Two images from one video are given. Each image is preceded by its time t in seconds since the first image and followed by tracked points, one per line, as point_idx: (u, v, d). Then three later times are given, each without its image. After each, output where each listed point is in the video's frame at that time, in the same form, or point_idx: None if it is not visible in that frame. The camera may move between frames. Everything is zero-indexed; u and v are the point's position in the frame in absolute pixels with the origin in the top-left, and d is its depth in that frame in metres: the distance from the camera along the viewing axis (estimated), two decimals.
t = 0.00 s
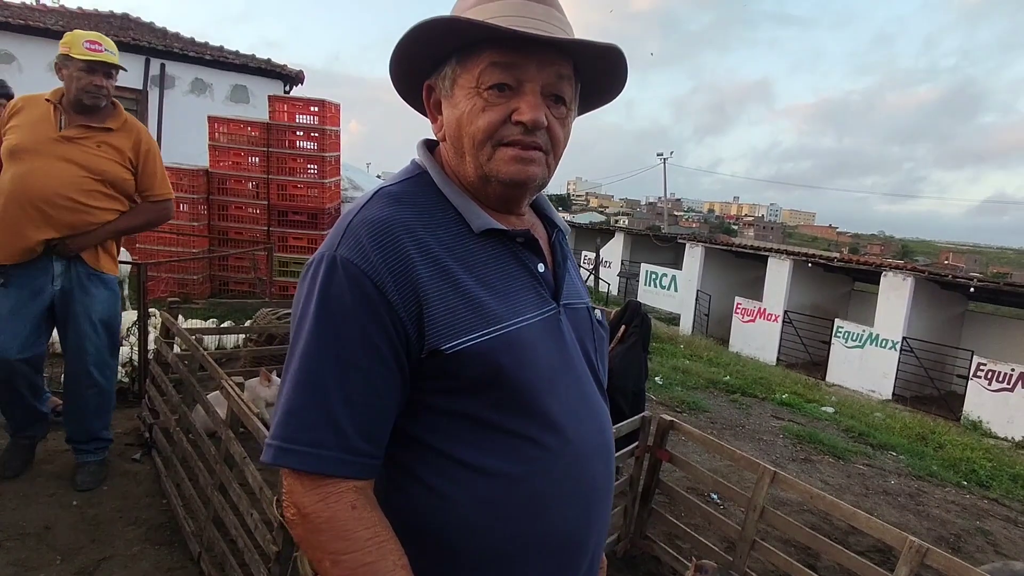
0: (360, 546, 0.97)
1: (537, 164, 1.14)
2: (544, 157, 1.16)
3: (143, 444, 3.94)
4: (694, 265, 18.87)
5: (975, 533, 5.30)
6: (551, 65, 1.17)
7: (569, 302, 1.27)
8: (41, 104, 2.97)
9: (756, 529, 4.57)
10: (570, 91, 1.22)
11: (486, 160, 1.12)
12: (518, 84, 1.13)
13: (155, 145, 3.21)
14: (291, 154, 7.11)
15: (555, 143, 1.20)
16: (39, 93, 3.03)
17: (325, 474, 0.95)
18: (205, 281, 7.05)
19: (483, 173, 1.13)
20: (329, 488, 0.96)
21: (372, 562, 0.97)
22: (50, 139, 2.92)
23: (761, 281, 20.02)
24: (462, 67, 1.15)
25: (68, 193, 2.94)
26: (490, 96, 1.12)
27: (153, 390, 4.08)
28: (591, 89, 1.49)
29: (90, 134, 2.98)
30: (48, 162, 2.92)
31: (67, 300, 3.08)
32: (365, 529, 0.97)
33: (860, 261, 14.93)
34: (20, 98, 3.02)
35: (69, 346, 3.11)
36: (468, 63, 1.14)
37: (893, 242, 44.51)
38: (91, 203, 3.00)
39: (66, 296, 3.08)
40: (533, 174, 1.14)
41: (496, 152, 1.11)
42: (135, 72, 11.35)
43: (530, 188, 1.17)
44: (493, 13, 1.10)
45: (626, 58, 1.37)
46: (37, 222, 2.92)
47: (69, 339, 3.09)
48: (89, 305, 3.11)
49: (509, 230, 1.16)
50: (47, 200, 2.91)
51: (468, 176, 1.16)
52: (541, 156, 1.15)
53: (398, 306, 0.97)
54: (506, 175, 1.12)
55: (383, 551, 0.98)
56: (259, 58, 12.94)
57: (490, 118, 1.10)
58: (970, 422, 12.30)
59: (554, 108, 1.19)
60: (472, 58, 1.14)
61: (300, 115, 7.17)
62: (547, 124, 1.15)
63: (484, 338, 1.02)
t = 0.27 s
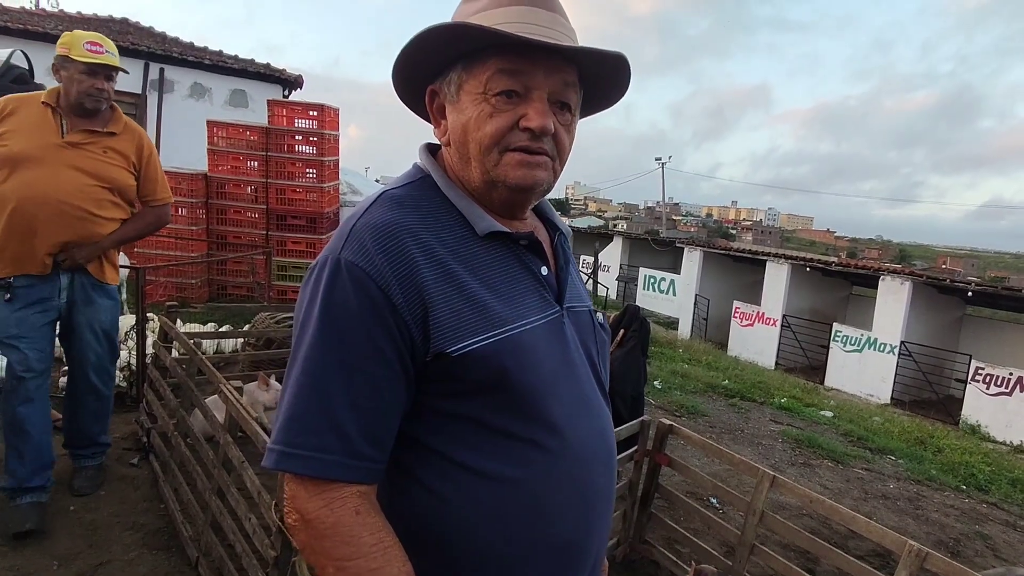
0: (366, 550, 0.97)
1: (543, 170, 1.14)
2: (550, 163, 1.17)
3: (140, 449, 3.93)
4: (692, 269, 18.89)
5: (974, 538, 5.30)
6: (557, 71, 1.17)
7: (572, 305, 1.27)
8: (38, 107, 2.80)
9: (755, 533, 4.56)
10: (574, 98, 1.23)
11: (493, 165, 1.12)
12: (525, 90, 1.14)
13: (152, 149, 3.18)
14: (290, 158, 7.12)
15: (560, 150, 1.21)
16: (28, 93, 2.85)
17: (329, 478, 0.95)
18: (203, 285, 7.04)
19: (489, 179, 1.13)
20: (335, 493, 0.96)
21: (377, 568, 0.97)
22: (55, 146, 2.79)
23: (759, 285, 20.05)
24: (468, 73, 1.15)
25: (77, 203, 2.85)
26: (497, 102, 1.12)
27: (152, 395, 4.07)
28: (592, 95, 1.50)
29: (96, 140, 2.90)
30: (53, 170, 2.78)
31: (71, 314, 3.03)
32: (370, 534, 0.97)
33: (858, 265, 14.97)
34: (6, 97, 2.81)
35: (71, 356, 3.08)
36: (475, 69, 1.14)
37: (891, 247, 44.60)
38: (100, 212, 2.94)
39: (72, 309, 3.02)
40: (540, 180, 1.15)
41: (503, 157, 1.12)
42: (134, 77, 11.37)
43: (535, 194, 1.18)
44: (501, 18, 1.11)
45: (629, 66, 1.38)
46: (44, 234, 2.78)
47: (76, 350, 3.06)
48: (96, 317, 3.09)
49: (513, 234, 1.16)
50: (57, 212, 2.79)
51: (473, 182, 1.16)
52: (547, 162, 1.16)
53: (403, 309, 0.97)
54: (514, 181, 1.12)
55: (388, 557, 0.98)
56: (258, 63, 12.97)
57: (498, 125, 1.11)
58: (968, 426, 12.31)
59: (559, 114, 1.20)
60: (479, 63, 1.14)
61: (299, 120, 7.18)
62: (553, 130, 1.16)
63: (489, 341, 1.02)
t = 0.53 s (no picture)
0: (372, 556, 0.96)
1: (551, 173, 1.15)
2: (557, 166, 1.17)
3: (138, 452, 3.92)
4: (691, 272, 18.89)
5: (974, 541, 5.29)
6: (565, 76, 1.18)
7: (575, 308, 1.27)
8: (18, 108, 2.58)
9: (754, 536, 4.55)
10: (580, 101, 1.23)
11: (501, 167, 1.12)
12: (533, 94, 1.14)
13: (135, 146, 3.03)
14: (289, 161, 7.12)
15: (566, 152, 1.21)
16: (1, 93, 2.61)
17: (334, 482, 0.94)
18: (202, 288, 7.03)
19: (497, 181, 1.13)
20: (340, 497, 0.95)
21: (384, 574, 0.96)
22: (47, 150, 2.61)
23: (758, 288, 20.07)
24: (475, 74, 1.14)
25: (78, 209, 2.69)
26: (506, 104, 1.12)
27: (150, 398, 4.06)
28: (592, 99, 1.50)
29: (87, 140, 2.74)
30: (48, 176, 2.61)
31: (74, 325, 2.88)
32: (376, 540, 0.97)
33: (857, 268, 14.99)
34: None
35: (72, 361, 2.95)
36: (483, 72, 1.14)
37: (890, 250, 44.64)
38: (101, 216, 2.80)
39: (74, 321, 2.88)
40: (547, 183, 1.15)
41: (511, 160, 1.12)
42: (134, 79, 11.38)
43: (541, 197, 1.18)
44: (509, 21, 1.10)
45: (633, 70, 1.39)
46: (50, 244, 2.63)
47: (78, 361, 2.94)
48: (99, 327, 2.97)
49: (517, 236, 1.16)
50: (62, 220, 2.64)
51: (480, 184, 1.16)
52: (553, 166, 1.17)
53: (407, 310, 0.97)
54: (522, 183, 1.12)
55: (395, 563, 0.97)
56: (257, 66, 12.99)
57: (507, 127, 1.11)
58: (967, 429, 12.31)
59: (566, 117, 1.20)
60: (487, 67, 1.13)
61: (298, 123, 7.17)
62: (561, 134, 1.16)
63: (494, 343, 1.02)
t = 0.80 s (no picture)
0: (376, 559, 0.96)
1: (553, 169, 1.16)
2: (558, 162, 1.18)
3: (137, 455, 3.92)
4: (690, 274, 18.91)
5: (972, 543, 5.29)
6: (564, 71, 1.18)
7: (574, 308, 1.27)
8: (13, 110, 2.51)
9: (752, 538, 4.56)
10: (578, 97, 1.24)
11: (503, 165, 1.12)
12: (533, 90, 1.14)
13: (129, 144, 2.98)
14: (288, 163, 7.13)
15: (566, 148, 1.22)
16: None
17: (337, 485, 0.94)
18: (200, 290, 7.03)
19: (499, 178, 1.13)
20: (343, 500, 0.96)
21: None
22: (46, 153, 2.57)
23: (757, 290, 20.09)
24: (475, 73, 1.15)
25: (80, 213, 2.66)
26: (506, 102, 1.12)
27: (148, 400, 4.06)
28: (588, 95, 1.51)
29: (85, 141, 2.69)
30: (48, 181, 2.57)
31: (83, 333, 2.80)
32: (380, 542, 0.97)
33: (855, 270, 15.01)
34: None
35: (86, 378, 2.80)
36: (483, 70, 1.14)
37: (889, 252, 44.69)
38: (103, 218, 2.77)
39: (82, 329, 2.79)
40: (548, 179, 1.16)
41: (513, 157, 1.12)
42: (134, 82, 11.40)
43: (543, 194, 1.19)
44: (507, 18, 1.11)
45: (628, 64, 1.40)
46: (53, 250, 2.61)
47: (88, 369, 2.79)
48: (112, 334, 2.88)
49: (517, 236, 1.16)
50: (65, 227, 2.61)
51: (481, 183, 1.16)
52: (554, 162, 1.17)
53: (408, 312, 0.97)
54: (524, 180, 1.13)
55: (399, 565, 0.98)
56: (257, 69, 13.01)
57: (508, 124, 1.11)
58: (966, 431, 12.31)
59: (565, 113, 1.21)
60: (487, 65, 1.14)
61: (297, 125, 7.18)
62: (562, 129, 1.17)
63: (495, 344, 1.02)
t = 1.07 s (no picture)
0: (379, 554, 0.96)
1: (549, 165, 1.16)
2: (553, 158, 1.19)
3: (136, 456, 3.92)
4: (690, 276, 18.92)
5: (971, 544, 5.30)
6: (558, 68, 1.19)
7: (572, 306, 1.28)
8: (33, 117, 2.27)
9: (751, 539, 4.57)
10: (573, 93, 1.25)
11: (499, 162, 1.13)
12: (529, 87, 1.15)
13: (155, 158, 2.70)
14: (288, 165, 7.14)
15: (562, 145, 1.23)
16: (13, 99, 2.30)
17: (339, 482, 0.95)
18: (200, 291, 7.03)
19: (496, 175, 1.14)
20: (345, 495, 0.96)
21: (392, 569, 0.96)
22: (63, 164, 2.31)
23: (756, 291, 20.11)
24: (470, 72, 1.15)
25: (95, 229, 2.38)
26: (502, 99, 1.13)
27: (147, 401, 4.06)
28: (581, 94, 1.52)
29: (108, 152, 2.42)
30: (63, 193, 2.30)
31: (89, 356, 2.42)
32: (383, 537, 0.97)
33: (854, 272, 15.03)
34: None
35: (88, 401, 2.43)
36: (478, 69, 1.14)
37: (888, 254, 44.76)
38: (122, 235, 2.49)
39: (89, 353, 2.42)
40: (545, 176, 1.16)
41: (510, 153, 1.12)
42: (133, 83, 11.41)
43: (540, 191, 1.19)
44: (501, 16, 1.11)
45: (621, 61, 1.41)
46: (62, 267, 2.32)
47: (88, 397, 2.41)
48: (120, 359, 2.48)
49: (514, 235, 1.17)
50: (77, 243, 2.33)
51: (477, 181, 1.17)
52: (550, 158, 1.18)
53: (406, 311, 0.98)
54: (521, 177, 1.13)
55: (402, 558, 0.98)
56: (256, 70, 13.01)
57: (504, 121, 1.12)
58: (965, 432, 12.33)
59: (561, 110, 1.21)
60: (482, 63, 1.14)
61: (296, 125, 7.18)
62: (557, 125, 1.17)
63: (493, 342, 1.02)
